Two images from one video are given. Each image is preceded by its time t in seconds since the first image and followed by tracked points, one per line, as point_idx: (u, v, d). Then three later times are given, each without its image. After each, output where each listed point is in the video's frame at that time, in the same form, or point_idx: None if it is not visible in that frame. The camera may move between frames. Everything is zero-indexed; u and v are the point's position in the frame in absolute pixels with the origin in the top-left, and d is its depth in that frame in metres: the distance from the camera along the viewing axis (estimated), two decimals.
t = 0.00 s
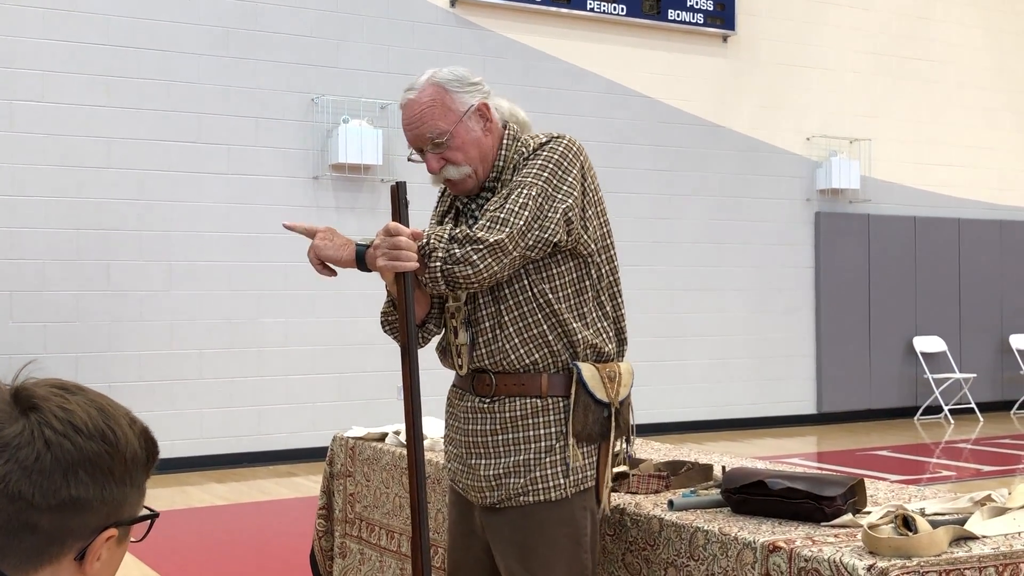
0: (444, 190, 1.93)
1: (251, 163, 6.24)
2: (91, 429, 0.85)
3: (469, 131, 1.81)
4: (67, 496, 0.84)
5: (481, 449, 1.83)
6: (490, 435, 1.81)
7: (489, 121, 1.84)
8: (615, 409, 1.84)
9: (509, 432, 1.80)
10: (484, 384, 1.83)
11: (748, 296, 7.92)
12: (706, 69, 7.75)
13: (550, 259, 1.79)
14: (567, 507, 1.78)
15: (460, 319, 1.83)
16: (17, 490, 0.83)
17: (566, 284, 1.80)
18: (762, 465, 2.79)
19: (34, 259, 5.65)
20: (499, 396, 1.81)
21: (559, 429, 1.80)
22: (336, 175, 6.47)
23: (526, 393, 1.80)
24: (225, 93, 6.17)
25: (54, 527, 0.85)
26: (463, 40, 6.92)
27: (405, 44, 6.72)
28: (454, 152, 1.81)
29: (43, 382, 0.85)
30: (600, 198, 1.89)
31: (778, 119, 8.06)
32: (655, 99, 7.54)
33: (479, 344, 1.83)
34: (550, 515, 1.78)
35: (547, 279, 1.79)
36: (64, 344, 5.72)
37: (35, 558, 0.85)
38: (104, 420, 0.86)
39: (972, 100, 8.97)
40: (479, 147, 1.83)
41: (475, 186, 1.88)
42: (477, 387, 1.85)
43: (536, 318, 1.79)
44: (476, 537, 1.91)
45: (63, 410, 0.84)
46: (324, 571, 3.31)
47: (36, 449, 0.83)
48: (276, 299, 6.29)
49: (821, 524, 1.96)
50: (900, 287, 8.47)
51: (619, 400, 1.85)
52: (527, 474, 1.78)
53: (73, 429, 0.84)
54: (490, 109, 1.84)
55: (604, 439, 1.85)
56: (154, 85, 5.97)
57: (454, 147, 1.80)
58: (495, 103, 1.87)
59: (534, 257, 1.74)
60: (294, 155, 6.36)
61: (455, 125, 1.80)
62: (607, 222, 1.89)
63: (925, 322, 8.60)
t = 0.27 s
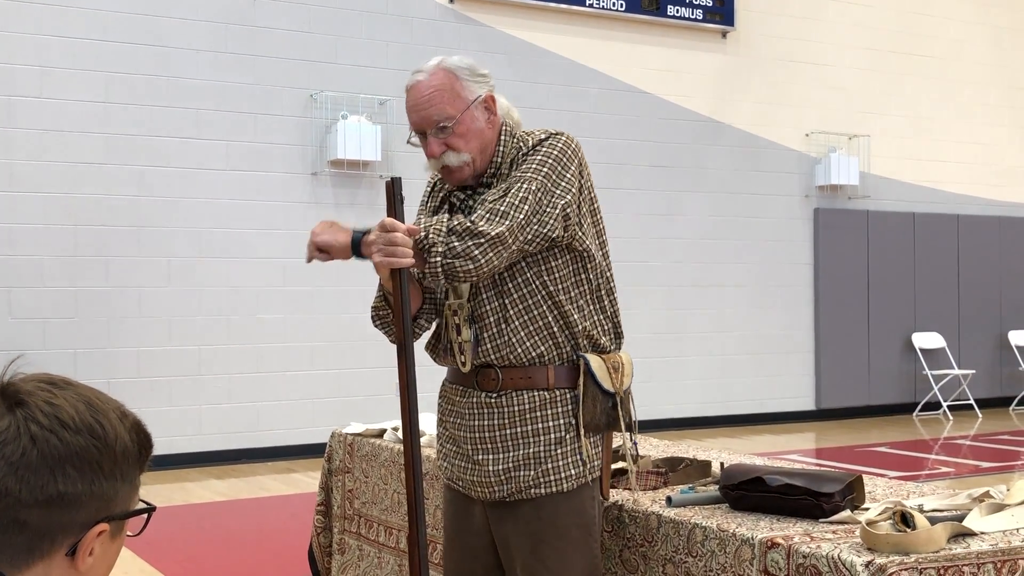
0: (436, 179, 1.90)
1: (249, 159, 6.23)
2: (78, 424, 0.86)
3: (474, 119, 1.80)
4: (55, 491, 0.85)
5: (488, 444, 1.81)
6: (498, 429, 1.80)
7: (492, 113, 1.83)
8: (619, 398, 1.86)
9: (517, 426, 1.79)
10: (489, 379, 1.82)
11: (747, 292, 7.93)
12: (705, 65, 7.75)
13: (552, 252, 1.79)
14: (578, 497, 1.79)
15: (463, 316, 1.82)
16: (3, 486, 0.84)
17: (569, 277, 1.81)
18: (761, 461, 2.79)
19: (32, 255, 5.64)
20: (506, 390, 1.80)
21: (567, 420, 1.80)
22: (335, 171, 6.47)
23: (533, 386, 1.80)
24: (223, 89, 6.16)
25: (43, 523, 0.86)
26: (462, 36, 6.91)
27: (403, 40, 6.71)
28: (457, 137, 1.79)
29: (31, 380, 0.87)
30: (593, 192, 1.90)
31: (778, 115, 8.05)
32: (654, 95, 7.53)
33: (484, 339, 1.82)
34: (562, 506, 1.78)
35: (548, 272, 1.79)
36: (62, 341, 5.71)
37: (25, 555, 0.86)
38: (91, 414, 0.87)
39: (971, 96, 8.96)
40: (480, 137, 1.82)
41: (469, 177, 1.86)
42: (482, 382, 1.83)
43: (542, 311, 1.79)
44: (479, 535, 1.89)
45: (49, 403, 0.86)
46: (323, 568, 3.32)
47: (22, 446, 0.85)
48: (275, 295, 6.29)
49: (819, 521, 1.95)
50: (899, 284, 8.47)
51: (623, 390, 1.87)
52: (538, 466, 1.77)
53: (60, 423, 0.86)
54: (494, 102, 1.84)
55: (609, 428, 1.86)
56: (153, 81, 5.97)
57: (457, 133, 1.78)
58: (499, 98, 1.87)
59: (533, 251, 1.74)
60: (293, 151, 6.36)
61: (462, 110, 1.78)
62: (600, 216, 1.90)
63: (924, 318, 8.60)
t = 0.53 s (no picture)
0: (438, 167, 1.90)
1: (248, 158, 6.24)
2: (75, 423, 0.87)
3: (481, 106, 1.81)
4: (51, 490, 0.86)
5: (478, 441, 1.80)
6: (490, 426, 1.79)
7: (499, 107, 1.84)
8: (612, 398, 1.87)
9: (510, 422, 1.79)
10: (483, 374, 1.82)
11: (746, 291, 7.93)
12: (704, 65, 7.75)
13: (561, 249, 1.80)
14: (570, 495, 1.79)
15: (463, 306, 1.83)
16: (1, 485, 0.85)
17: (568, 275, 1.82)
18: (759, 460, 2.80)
19: (31, 254, 5.65)
20: (499, 386, 1.81)
21: (559, 418, 1.80)
22: (333, 170, 6.48)
23: (526, 382, 1.80)
24: (222, 89, 6.16)
25: (41, 522, 0.87)
26: (460, 36, 6.92)
27: (402, 40, 6.71)
28: (461, 119, 1.79)
29: (29, 379, 0.88)
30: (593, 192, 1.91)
31: (776, 114, 8.06)
32: (652, 94, 7.54)
33: (480, 331, 1.82)
34: (553, 504, 1.78)
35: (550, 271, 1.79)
36: (61, 340, 5.72)
37: (24, 554, 0.87)
38: (88, 413, 0.88)
39: (969, 95, 8.97)
40: (485, 125, 1.82)
41: (467, 165, 1.85)
42: (476, 378, 1.83)
43: (541, 307, 1.80)
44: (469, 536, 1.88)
45: (46, 403, 0.87)
46: (322, 566, 3.33)
47: (19, 445, 0.85)
48: (273, 294, 6.30)
49: (817, 519, 1.96)
50: (897, 282, 8.48)
51: (616, 390, 1.88)
52: (530, 464, 1.77)
53: (56, 423, 0.86)
54: (503, 98, 1.86)
55: (600, 429, 1.87)
56: (151, 81, 5.97)
57: (463, 114, 1.79)
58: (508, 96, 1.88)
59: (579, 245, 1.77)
60: (292, 151, 6.37)
61: (471, 94, 1.79)
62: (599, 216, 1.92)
63: (922, 316, 8.61)
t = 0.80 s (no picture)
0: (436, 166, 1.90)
1: (247, 158, 6.24)
2: (77, 424, 0.87)
3: (477, 102, 1.81)
4: (52, 490, 0.86)
5: (473, 441, 1.80)
6: (487, 426, 1.79)
7: (497, 107, 1.85)
8: (607, 402, 1.88)
9: (507, 423, 1.79)
10: (480, 374, 1.82)
11: (745, 291, 7.94)
12: (703, 65, 7.75)
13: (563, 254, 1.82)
14: (564, 497, 1.79)
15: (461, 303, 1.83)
16: (2, 485, 0.85)
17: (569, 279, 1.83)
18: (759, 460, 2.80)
19: (29, 255, 5.64)
20: (496, 387, 1.80)
21: (556, 420, 1.81)
22: (332, 171, 6.48)
23: (524, 383, 1.80)
24: (221, 89, 6.16)
25: (41, 522, 0.87)
26: (459, 37, 6.92)
27: (401, 41, 6.72)
28: (456, 113, 1.79)
29: (30, 379, 0.88)
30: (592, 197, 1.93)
31: (775, 115, 8.07)
32: (651, 95, 7.55)
33: (478, 331, 1.82)
34: (547, 507, 1.78)
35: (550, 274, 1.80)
36: (60, 341, 5.72)
37: (25, 554, 0.87)
38: (89, 414, 0.88)
39: (968, 95, 8.98)
40: (480, 122, 1.82)
41: (460, 162, 1.85)
42: (472, 378, 1.83)
43: (541, 310, 1.80)
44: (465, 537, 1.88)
45: (48, 402, 0.87)
46: (322, 567, 3.32)
47: (20, 445, 0.85)
48: (272, 294, 6.30)
49: (816, 519, 1.96)
50: (896, 283, 8.48)
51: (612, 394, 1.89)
52: (525, 465, 1.77)
53: (57, 423, 0.86)
54: (503, 99, 1.86)
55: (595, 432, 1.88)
56: (149, 81, 5.97)
57: (458, 109, 1.80)
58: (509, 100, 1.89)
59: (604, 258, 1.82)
60: (291, 151, 6.37)
61: (468, 89, 1.80)
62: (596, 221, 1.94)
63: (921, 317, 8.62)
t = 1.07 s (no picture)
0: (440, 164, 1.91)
1: (247, 159, 6.23)
2: (76, 424, 0.87)
3: (478, 104, 1.81)
4: (50, 491, 0.86)
5: (476, 441, 1.80)
6: (488, 426, 1.79)
7: (500, 110, 1.84)
8: (608, 404, 1.87)
9: (508, 423, 1.78)
10: (482, 375, 1.82)
11: (745, 292, 7.94)
12: (702, 66, 7.76)
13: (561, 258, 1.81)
14: (565, 499, 1.79)
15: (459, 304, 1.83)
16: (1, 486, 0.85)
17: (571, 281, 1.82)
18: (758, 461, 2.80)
19: (29, 255, 5.64)
20: (498, 387, 1.80)
21: (557, 420, 1.80)
22: (331, 171, 6.48)
23: (526, 384, 1.79)
24: (220, 90, 6.16)
25: (41, 523, 0.87)
26: (459, 37, 6.92)
27: (401, 42, 6.72)
28: (455, 113, 1.79)
29: (30, 380, 0.88)
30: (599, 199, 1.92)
31: (775, 116, 8.08)
32: (650, 95, 7.55)
33: (477, 331, 1.83)
34: (547, 507, 1.77)
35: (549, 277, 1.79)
36: (59, 341, 5.71)
37: (25, 555, 0.87)
38: (89, 414, 0.88)
39: (967, 95, 8.98)
40: (479, 124, 1.81)
41: (459, 162, 1.84)
42: (474, 378, 1.82)
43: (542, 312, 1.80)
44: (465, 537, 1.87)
45: (46, 403, 0.86)
46: (321, 567, 3.32)
47: (18, 445, 0.85)
48: (272, 295, 6.29)
49: (816, 520, 1.96)
50: (895, 284, 8.49)
51: (613, 396, 1.88)
52: (526, 465, 1.77)
53: (56, 423, 0.86)
54: (506, 101, 1.85)
55: (597, 433, 1.87)
56: (148, 82, 5.96)
57: (457, 109, 1.79)
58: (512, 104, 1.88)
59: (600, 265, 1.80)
60: (291, 151, 6.37)
61: (468, 90, 1.80)
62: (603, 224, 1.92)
63: (921, 317, 8.62)
